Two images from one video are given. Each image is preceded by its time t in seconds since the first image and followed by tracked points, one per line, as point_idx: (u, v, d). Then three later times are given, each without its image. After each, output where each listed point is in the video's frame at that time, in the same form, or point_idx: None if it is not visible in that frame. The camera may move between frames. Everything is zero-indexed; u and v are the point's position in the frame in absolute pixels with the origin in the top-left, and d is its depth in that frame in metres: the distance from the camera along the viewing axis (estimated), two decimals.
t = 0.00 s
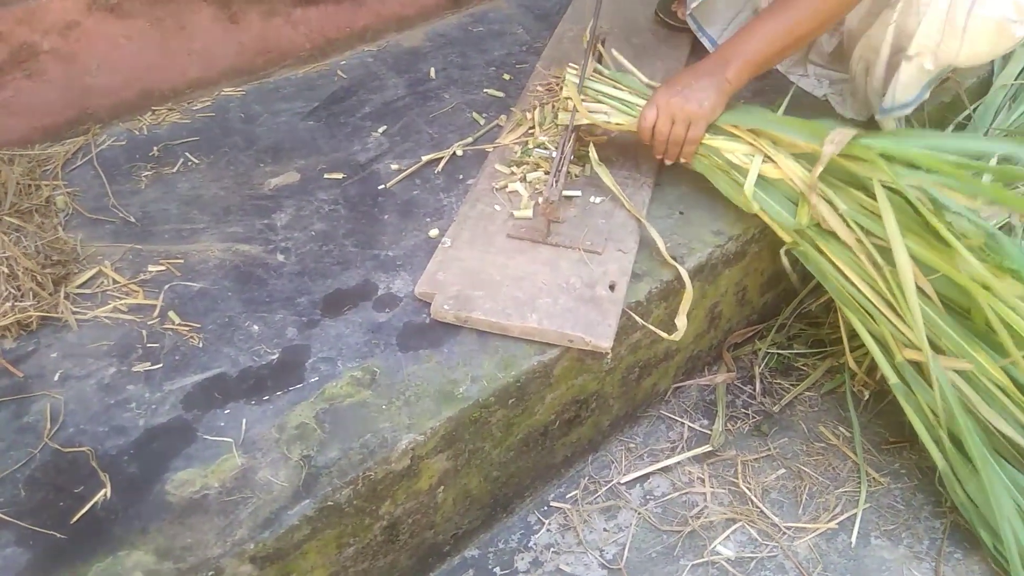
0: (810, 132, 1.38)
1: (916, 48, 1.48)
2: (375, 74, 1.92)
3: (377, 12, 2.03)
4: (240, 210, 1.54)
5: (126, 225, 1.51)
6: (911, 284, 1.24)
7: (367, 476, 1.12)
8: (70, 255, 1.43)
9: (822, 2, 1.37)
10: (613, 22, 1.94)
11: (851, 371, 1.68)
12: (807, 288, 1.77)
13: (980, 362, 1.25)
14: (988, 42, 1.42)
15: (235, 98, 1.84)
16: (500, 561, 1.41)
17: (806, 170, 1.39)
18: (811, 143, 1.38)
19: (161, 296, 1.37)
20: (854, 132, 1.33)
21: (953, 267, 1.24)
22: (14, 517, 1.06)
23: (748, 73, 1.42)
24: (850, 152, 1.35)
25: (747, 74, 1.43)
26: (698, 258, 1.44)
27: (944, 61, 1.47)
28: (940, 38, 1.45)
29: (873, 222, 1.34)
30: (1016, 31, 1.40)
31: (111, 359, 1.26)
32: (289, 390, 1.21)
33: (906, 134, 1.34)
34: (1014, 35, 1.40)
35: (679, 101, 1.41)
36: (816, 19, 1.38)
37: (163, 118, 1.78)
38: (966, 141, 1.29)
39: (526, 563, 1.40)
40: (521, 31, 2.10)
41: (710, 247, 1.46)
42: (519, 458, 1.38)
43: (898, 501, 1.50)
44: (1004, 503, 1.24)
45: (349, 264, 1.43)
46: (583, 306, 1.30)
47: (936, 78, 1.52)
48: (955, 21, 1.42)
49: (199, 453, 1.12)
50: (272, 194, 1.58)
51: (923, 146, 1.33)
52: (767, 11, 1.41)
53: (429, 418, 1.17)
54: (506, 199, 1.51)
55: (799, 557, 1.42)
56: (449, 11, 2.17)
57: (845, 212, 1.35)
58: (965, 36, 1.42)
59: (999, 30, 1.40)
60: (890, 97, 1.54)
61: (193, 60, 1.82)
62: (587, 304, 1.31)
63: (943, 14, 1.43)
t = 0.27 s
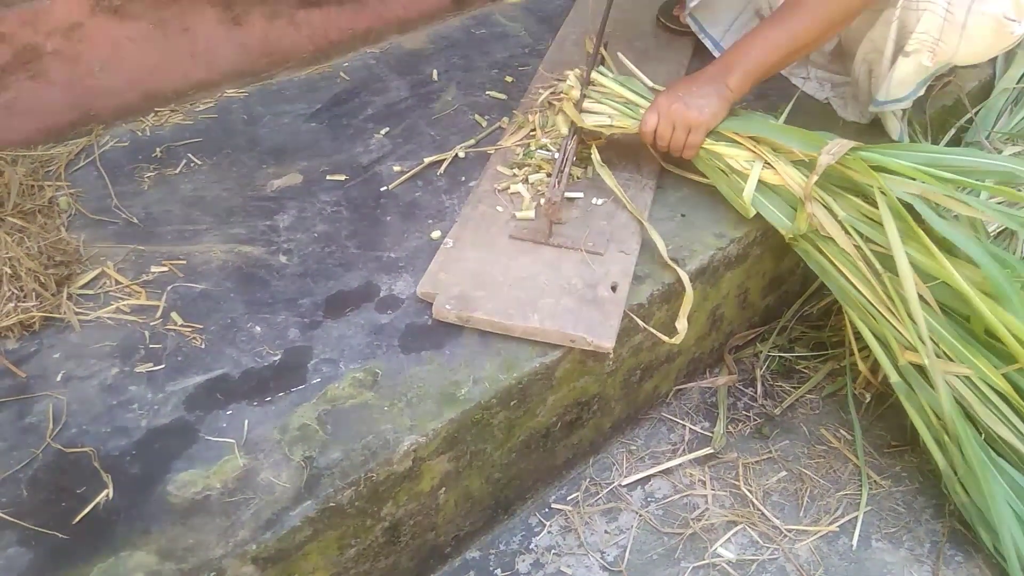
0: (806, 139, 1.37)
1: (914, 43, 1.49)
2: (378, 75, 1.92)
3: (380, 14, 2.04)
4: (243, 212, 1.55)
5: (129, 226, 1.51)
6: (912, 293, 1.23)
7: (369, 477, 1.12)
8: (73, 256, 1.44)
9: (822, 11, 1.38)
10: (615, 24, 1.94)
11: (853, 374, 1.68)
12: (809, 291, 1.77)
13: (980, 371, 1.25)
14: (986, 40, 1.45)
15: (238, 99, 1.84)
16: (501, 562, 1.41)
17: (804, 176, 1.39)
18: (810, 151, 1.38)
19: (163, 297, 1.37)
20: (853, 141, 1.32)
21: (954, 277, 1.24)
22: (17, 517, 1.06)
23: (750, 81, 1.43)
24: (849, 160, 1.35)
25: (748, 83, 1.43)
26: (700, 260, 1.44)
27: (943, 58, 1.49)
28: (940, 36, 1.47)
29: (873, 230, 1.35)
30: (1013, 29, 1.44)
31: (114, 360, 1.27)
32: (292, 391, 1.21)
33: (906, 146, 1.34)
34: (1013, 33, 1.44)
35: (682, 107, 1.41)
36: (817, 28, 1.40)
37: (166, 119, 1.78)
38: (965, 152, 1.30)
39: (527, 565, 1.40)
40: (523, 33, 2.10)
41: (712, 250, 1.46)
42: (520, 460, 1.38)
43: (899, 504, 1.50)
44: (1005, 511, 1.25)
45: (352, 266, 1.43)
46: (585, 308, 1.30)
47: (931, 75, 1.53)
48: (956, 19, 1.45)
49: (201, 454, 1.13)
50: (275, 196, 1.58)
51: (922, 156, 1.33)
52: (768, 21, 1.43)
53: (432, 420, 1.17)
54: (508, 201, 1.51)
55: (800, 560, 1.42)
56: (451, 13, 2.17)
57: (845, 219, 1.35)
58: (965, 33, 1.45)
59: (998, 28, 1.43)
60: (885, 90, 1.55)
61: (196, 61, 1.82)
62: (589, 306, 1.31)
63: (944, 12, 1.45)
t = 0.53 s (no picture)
0: (807, 143, 1.37)
1: (898, 57, 1.49)
2: (379, 78, 1.93)
3: (380, 16, 2.04)
4: (244, 214, 1.55)
5: (130, 229, 1.51)
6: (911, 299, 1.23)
7: (370, 480, 1.12)
8: (74, 258, 1.44)
9: (822, 11, 1.39)
10: (615, 26, 1.94)
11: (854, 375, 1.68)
12: (809, 292, 1.77)
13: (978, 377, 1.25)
14: (970, 51, 1.44)
15: (239, 101, 1.85)
16: (503, 564, 1.41)
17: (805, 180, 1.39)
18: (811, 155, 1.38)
19: (164, 299, 1.38)
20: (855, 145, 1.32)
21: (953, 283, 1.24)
22: (19, 520, 1.06)
23: (750, 82, 1.43)
24: (851, 164, 1.35)
25: (748, 83, 1.43)
26: (700, 262, 1.44)
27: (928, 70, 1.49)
28: (923, 49, 1.46)
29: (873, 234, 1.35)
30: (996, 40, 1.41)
31: (115, 362, 1.27)
32: (292, 393, 1.21)
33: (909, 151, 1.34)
34: (997, 44, 1.42)
35: (683, 110, 1.41)
36: (816, 28, 1.40)
37: (167, 122, 1.78)
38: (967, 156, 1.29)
39: (528, 566, 1.40)
40: (524, 36, 2.10)
41: (712, 251, 1.46)
42: (521, 462, 1.38)
43: (900, 506, 1.49)
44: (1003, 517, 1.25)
45: (352, 268, 1.43)
46: (586, 311, 1.31)
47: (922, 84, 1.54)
48: (938, 32, 1.43)
49: (202, 456, 1.13)
50: (276, 198, 1.59)
51: (924, 160, 1.32)
52: (768, 22, 1.43)
53: (432, 422, 1.17)
54: (509, 203, 1.51)
55: (801, 561, 1.42)
56: (452, 15, 2.17)
57: (845, 224, 1.35)
58: (947, 46, 1.44)
59: (980, 40, 1.41)
60: (877, 103, 1.58)
61: (197, 64, 1.82)
62: (589, 308, 1.31)
63: (926, 26, 1.44)
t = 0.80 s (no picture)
0: (802, 149, 1.37)
1: (914, 44, 1.48)
2: (377, 78, 1.93)
3: (379, 16, 2.04)
4: (242, 213, 1.55)
5: (128, 228, 1.51)
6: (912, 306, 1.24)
7: (368, 479, 1.12)
8: (72, 257, 1.44)
9: (819, 15, 1.35)
10: (614, 27, 1.94)
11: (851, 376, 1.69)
12: (807, 293, 1.77)
13: (979, 382, 1.25)
14: (985, 42, 1.44)
15: (237, 101, 1.85)
16: (500, 564, 1.41)
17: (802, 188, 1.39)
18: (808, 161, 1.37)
19: (162, 299, 1.38)
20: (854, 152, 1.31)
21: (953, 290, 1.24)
22: (16, 519, 1.06)
23: (748, 87, 1.42)
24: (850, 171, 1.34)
25: (744, 89, 1.42)
26: (699, 262, 1.45)
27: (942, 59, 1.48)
28: (940, 36, 1.45)
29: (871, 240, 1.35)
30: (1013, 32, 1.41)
31: (113, 362, 1.27)
32: (290, 393, 1.21)
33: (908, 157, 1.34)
34: (1012, 36, 1.42)
35: (678, 119, 1.41)
36: (814, 32, 1.37)
37: (165, 121, 1.78)
38: (966, 159, 1.28)
39: (526, 566, 1.41)
40: (522, 36, 2.11)
41: (710, 252, 1.46)
42: (518, 462, 1.38)
43: (897, 506, 1.50)
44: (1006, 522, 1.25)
45: (350, 267, 1.43)
46: (584, 311, 1.31)
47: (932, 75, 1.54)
48: (956, 20, 1.43)
49: (200, 455, 1.13)
50: (274, 197, 1.59)
51: (923, 164, 1.32)
52: (767, 24, 1.40)
53: (430, 421, 1.17)
54: (507, 203, 1.51)
55: (798, 561, 1.42)
56: (451, 15, 2.17)
57: (845, 232, 1.35)
58: (964, 35, 1.43)
59: (997, 30, 1.41)
60: (888, 94, 1.56)
61: (196, 63, 1.82)
62: (587, 308, 1.31)
63: (945, 12, 1.43)
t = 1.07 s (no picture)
0: (819, 140, 1.36)
1: (931, 33, 1.48)
2: (377, 76, 1.93)
3: (379, 15, 2.04)
4: (243, 212, 1.55)
5: (128, 227, 1.51)
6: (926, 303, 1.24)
7: (370, 477, 1.12)
8: (72, 257, 1.44)
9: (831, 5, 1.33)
10: (614, 24, 1.94)
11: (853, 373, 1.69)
12: (808, 290, 1.77)
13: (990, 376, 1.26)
14: (1001, 30, 1.46)
15: (237, 100, 1.84)
16: (502, 562, 1.41)
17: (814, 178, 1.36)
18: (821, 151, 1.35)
19: (163, 298, 1.37)
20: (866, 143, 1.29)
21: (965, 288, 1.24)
22: (17, 518, 1.06)
23: (758, 78, 1.38)
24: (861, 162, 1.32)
25: (755, 79, 1.38)
26: (700, 260, 1.44)
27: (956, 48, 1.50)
28: (959, 25, 1.46)
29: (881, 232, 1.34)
30: None
31: (114, 361, 1.27)
32: (291, 391, 1.21)
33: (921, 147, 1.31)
34: None
35: (688, 107, 1.38)
36: (825, 23, 1.34)
37: (166, 120, 1.78)
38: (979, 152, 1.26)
39: (527, 564, 1.40)
40: (522, 34, 2.10)
41: (712, 249, 1.46)
42: (520, 460, 1.38)
43: (899, 503, 1.50)
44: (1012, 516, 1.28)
45: (351, 266, 1.43)
46: (585, 309, 1.30)
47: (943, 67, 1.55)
48: (976, 8, 1.45)
49: (201, 454, 1.13)
50: (275, 196, 1.58)
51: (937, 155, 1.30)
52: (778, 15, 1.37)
53: (431, 420, 1.17)
54: (507, 201, 1.51)
55: (800, 559, 1.42)
56: (450, 14, 2.17)
57: (855, 223, 1.35)
58: (984, 22, 1.45)
59: (1013, 18, 1.45)
60: (901, 82, 1.55)
61: (196, 62, 1.82)
62: (587, 306, 1.31)
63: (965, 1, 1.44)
